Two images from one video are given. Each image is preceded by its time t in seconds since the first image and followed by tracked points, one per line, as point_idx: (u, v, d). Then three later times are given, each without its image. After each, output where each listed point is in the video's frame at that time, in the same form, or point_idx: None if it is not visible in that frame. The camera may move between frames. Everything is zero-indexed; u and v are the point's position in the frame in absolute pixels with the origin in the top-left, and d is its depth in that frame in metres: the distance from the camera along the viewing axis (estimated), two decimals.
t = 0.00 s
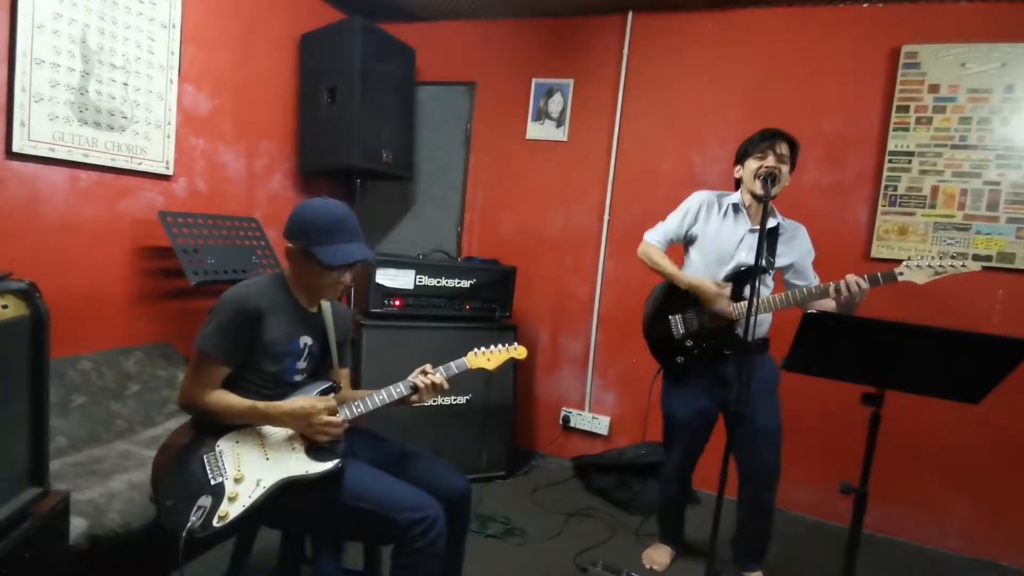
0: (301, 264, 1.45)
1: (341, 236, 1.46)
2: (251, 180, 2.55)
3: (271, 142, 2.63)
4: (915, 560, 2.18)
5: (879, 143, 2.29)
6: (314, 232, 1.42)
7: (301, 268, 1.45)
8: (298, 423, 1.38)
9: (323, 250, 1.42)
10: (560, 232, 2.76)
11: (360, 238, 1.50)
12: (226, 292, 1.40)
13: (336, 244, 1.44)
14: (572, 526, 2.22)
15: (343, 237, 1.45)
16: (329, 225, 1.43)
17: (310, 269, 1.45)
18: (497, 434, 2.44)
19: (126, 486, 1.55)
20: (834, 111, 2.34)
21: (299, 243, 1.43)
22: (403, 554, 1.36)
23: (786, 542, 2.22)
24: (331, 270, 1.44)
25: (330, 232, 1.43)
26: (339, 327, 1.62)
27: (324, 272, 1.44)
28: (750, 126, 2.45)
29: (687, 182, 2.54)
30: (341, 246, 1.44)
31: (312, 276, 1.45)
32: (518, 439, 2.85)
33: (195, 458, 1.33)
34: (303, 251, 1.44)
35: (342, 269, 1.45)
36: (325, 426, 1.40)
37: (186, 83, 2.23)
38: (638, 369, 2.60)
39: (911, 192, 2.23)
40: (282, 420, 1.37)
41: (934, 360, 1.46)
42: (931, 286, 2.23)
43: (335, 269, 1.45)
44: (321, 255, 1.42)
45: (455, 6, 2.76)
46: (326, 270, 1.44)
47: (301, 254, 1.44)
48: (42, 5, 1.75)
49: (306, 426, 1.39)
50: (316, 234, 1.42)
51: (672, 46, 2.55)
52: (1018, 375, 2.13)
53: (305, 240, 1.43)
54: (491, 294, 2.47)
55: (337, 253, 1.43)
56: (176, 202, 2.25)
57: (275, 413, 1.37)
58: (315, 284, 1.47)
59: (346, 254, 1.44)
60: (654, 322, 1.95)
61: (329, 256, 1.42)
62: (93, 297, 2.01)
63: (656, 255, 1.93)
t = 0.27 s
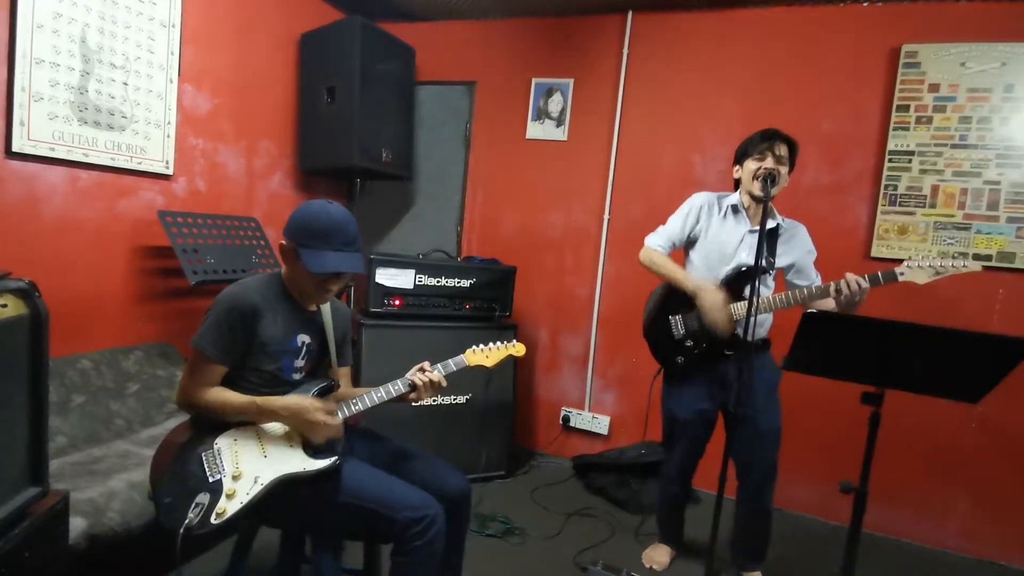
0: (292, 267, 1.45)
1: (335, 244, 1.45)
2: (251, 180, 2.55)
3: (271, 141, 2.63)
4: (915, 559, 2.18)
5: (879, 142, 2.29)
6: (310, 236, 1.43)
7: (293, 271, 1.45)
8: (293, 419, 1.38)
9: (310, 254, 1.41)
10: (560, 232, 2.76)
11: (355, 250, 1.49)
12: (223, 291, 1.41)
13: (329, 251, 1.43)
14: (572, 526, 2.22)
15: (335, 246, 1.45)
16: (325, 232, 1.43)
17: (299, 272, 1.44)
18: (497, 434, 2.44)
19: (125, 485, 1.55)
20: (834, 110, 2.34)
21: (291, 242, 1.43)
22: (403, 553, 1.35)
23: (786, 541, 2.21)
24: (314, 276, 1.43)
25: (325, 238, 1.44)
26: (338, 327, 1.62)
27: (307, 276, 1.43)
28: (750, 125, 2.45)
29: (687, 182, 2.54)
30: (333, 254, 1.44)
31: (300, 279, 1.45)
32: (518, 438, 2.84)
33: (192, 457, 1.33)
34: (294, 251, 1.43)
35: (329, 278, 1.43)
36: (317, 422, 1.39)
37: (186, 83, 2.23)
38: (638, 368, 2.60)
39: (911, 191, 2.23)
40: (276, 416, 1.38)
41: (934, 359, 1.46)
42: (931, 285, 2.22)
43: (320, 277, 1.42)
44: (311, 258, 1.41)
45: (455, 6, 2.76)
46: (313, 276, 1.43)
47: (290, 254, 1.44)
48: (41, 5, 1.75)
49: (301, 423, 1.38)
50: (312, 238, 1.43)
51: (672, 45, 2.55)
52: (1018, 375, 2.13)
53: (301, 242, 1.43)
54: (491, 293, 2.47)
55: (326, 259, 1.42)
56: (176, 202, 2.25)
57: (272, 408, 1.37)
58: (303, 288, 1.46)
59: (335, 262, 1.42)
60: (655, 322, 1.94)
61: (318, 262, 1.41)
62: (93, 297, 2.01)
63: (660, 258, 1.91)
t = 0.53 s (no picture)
0: (295, 269, 1.44)
1: (339, 247, 1.45)
2: (250, 179, 2.54)
3: (270, 140, 2.62)
4: (915, 559, 2.18)
5: (879, 142, 2.29)
6: (313, 238, 1.42)
7: (295, 273, 1.45)
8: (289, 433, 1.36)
9: (315, 257, 1.41)
10: (560, 231, 2.76)
11: (358, 252, 1.49)
12: (223, 290, 1.41)
13: (333, 254, 1.43)
14: (572, 526, 2.22)
15: (339, 249, 1.45)
16: (328, 234, 1.43)
17: (301, 274, 1.43)
18: (496, 433, 2.44)
19: (125, 485, 1.55)
20: (833, 110, 2.34)
21: (294, 245, 1.43)
22: (402, 552, 1.35)
23: (786, 541, 2.21)
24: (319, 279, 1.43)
25: (329, 241, 1.43)
26: (338, 327, 1.62)
27: (311, 279, 1.43)
28: (750, 125, 2.44)
29: (687, 182, 2.54)
30: (337, 257, 1.43)
31: (302, 282, 1.45)
32: (517, 438, 2.84)
33: (191, 458, 1.33)
34: (296, 253, 1.43)
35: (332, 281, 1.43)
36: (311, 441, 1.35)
37: (185, 82, 2.23)
38: (638, 368, 2.60)
39: (911, 191, 2.23)
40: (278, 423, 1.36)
41: (934, 358, 1.46)
42: (931, 285, 2.22)
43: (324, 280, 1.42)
44: (314, 261, 1.40)
45: (455, 5, 2.75)
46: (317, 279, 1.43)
47: (293, 256, 1.43)
48: (40, 4, 1.75)
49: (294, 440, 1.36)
50: (315, 241, 1.42)
51: (672, 45, 2.55)
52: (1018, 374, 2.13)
53: (303, 244, 1.42)
54: (491, 293, 2.47)
55: (330, 262, 1.41)
56: (176, 201, 2.25)
57: (271, 413, 1.36)
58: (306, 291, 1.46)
59: (339, 265, 1.42)
60: (655, 326, 1.96)
61: (322, 265, 1.41)
62: (93, 296, 2.00)
63: (658, 271, 1.91)
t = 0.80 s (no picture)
0: (298, 270, 1.44)
1: (341, 246, 1.45)
2: (249, 178, 2.54)
3: (269, 140, 2.62)
4: (915, 559, 2.18)
5: (878, 141, 2.29)
6: (315, 239, 1.42)
7: (297, 274, 1.45)
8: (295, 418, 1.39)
9: (318, 258, 1.41)
10: (559, 230, 2.76)
11: (360, 251, 1.48)
12: (222, 289, 1.41)
13: (336, 254, 1.43)
14: (571, 525, 2.21)
15: (342, 249, 1.45)
16: (330, 235, 1.43)
17: (304, 275, 1.44)
18: (496, 433, 2.44)
19: (123, 484, 1.55)
20: (833, 109, 2.34)
21: (296, 246, 1.42)
22: (402, 551, 1.35)
23: (785, 540, 2.21)
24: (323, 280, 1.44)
25: (331, 241, 1.43)
26: (336, 327, 1.62)
27: (316, 279, 1.43)
28: (749, 124, 2.44)
29: (686, 181, 2.53)
30: (340, 257, 1.43)
31: (304, 283, 1.45)
32: (517, 438, 2.84)
33: (189, 456, 1.32)
34: (299, 255, 1.43)
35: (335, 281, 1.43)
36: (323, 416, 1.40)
37: (183, 82, 2.22)
38: (638, 368, 2.59)
39: (911, 190, 2.23)
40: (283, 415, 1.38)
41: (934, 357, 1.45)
42: (930, 284, 2.22)
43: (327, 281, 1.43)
44: (317, 262, 1.40)
45: (453, 4, 2.75)
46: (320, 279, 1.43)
47: (296, 257, 1.43)
48: (38, 3, 1.75)
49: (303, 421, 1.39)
50: (317, 242, 1.42)
51: (671, 44, 2.55)
52: (1018, 373, 2.12)
53: (305, 245, 1.42)
54: (490, 292, 2.46)
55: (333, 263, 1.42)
56: (174, 201, 2.25)
57: (272, 407, 1.37)
58: (308, 291, 1.46)
59: (343, 265, 1.42)
60: (652, 320, 1.94)
61: (325, 266, 1.41)
62: (92, 295, 2.00)
63: (656, 259, 1.92)
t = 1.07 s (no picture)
0: (299, 269, 1.44)
1: (343, 244, 1.44)
2: (248, 178, 2.54)
3: (268, 139, 2.61)
4: (916, 559, 2.17)
5: (878, 140, 2.28)
6: (317, 237, 1.41)
7: (299, 273, 1.44)
8: (292, 423, 1.37)
9: (320, 256, 1.40)
10: (559, 229, 2.75)
11: (361, 248, 1.48)
12: (220, 288, 1.40)
13: (337, 253, 1.43)
14: (570, 525, 2.21)
15: (342, 246, 1.45)
16: (331, 233, 1.42)
17: (305, 273, 1.43)
18: (495, 432, 2.43)
19: (121, 483, 1.54)
20: (833, 108, 2.34)
21: (297, 245, 1.42)
22: (401, 550, 1.35)
23: (785, 540, 2.21)
24: (326, 278, 1.43)
25: (332, 239, 1.43)
26: (334, 327, 1.62)
27: (317, 278, 1.43)
28: (749, 122, 2.44)
29: (686, 180, 2.53)
30: (342, 255, 1.43)
31: (306, 282, 1.45)
32: (516, 437, 2.83)
33: (185, 455, 1.33)
34: (300, 254, 1.42)
35: (337, 280, 1.43)
36: (316, 426, 1.37)
37: (182, 80, 2.22)
38: (638, 367, 2.59)
39: (911, 189, 2.22)
40: (280, 419, 1.36)
41: (934, 356, 1.45)
42: (931, 283, 2.22)
43: (329, 280, 1.43)
44: (319, 261, 1.40)
45: (453, 4, 2.75)
46: (322, 278, 1.43)
47: (297, 256, 1.43)
48: (36, 1, 1.75)
49: (300, 427, 1.37)
50: (318, 240, 1.42)
51: (671, 43, 2.55)
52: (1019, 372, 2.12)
53: (306, 244, 1.41)
54: (489, 291, 2.46)
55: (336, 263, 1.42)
56: (173, 200, 2.25)
57: (269, 409, 1.36)
58: (310, 290, 1.46)
59: (344, 264, 1.42)
60: (654, 317, 1.92)
61: (327, 265, 1.41)
62: (91, 294, 2.00)
63: (659, 251, 1.90)
